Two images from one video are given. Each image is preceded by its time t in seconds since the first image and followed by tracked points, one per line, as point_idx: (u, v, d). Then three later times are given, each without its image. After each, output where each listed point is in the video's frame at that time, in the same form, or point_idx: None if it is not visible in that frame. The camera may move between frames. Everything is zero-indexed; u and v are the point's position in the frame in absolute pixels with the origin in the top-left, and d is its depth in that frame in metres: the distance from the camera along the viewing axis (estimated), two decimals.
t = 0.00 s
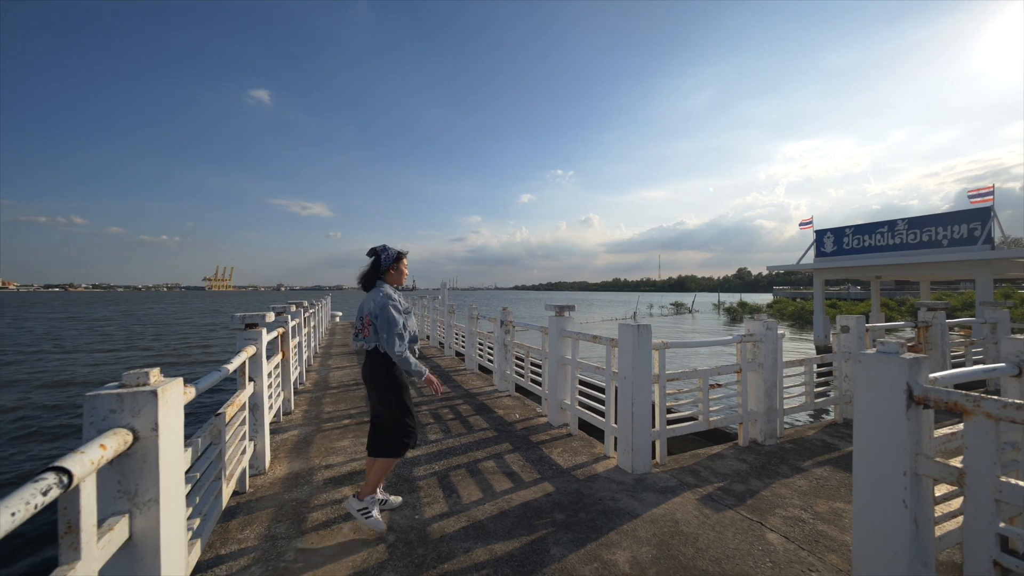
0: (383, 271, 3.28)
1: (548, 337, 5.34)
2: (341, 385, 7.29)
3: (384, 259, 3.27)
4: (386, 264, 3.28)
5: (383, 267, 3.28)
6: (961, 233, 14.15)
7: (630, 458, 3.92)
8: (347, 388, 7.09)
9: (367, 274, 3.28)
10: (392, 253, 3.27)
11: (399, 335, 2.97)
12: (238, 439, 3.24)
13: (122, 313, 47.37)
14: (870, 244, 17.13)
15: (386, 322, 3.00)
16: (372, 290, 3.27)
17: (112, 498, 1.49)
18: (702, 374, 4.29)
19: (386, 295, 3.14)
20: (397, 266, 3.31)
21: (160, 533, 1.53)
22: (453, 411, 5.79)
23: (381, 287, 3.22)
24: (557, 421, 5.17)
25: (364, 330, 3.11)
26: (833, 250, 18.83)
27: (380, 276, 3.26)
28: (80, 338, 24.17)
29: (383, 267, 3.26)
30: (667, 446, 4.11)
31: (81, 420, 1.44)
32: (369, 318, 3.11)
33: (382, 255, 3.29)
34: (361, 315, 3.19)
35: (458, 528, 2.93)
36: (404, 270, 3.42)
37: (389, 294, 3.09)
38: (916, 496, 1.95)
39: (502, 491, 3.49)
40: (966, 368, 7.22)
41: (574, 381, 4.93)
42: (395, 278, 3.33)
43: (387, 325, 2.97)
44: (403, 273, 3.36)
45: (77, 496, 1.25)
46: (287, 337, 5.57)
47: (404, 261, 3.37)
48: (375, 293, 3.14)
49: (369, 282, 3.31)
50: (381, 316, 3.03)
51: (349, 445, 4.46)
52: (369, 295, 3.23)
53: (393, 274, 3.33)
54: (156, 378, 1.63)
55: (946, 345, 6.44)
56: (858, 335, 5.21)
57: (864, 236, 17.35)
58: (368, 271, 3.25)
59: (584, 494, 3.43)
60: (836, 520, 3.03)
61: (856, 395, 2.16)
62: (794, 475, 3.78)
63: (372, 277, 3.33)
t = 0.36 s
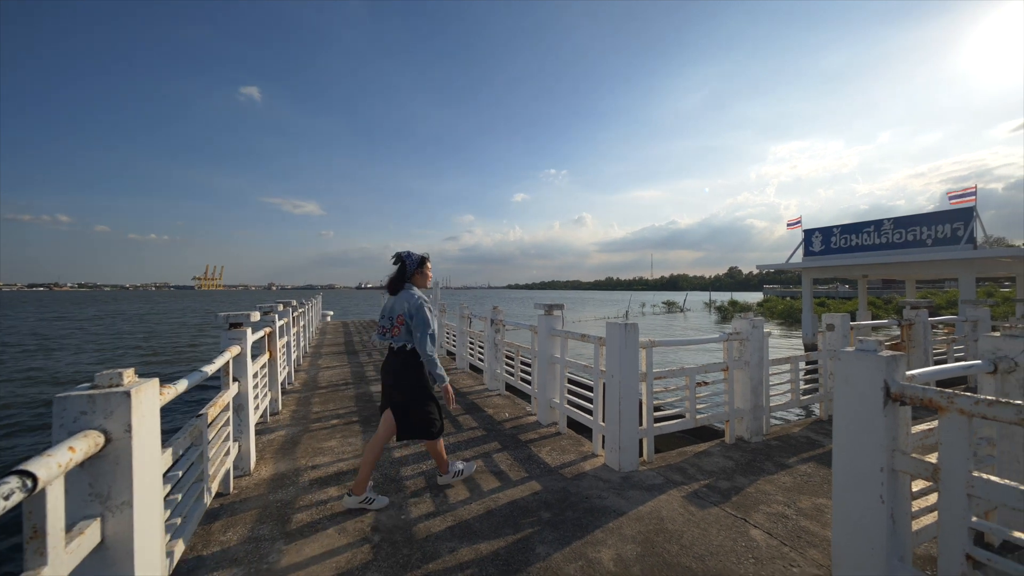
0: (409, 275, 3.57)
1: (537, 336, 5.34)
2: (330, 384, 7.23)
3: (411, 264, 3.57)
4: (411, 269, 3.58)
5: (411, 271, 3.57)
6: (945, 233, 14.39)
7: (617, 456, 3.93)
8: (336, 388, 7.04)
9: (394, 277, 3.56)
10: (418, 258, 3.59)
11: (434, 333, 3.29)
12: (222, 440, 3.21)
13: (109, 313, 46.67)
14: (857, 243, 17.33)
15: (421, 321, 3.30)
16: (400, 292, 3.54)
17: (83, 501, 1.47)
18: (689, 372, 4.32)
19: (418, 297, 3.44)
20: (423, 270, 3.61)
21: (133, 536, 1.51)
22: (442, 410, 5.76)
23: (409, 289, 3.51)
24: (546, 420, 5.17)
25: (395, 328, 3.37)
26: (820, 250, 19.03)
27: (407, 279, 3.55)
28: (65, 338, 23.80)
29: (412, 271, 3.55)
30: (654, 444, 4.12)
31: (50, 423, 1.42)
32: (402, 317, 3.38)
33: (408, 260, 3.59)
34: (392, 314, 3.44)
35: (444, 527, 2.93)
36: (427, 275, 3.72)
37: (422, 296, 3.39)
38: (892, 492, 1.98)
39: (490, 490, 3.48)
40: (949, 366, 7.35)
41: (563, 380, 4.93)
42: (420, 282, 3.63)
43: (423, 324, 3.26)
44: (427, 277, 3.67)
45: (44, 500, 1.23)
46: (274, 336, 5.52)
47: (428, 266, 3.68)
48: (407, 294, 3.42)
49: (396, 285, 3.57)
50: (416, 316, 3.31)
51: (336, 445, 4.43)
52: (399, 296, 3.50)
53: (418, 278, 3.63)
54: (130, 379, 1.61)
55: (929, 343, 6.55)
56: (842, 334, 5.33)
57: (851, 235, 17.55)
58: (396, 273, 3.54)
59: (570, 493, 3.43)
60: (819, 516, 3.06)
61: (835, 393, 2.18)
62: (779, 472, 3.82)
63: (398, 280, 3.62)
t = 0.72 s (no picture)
0: (436, 270, 3.96)
1: (524, 334, 5.35)
2: (317, 384, 7.19)
3: (438, 260, 3.96)
4: (438, 264, 3.98)
5: (438, 267, 3.97)
6: (928, 233, 14.64)
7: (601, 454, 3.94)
8: (323, 387, 7.01)
9: (424, 273, 3.95)
10: (443, 254, 3.99)
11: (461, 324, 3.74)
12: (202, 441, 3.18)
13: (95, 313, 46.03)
14: (842, 242, 17.58)
15: (451, 313, 3.75)
16: (430, 287, 3.97)
17: (47, 505, 1.46)
18: (673, 370, 4.35)
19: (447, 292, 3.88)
20: (448, 265, 4.02)
21: (99, 539, 1.50)
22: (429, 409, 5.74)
23: (438, 284, 3.93)
24: (532, 418, 5.18)
25: (428, 320, 3.81)
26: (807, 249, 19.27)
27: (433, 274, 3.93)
28: (49, 339, 23.42)
29: (439, 266, 3.95)
30: (638, 441, 4.14)
31: (14, 424, 1.41)
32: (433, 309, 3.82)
33: (436, 257, 3.98)
34: (424, 307, 3.85)
35: (426, 527, 2.93)
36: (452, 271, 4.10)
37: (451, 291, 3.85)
38: (862, 488, 2.01)
39: (473, 489, 3.49)
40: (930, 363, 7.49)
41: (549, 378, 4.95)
42: (446, 276, 4.02)
43: (453, 315, 3.69)
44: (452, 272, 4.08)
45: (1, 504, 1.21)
46: (259, 336, 5.48)
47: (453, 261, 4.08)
48: (438, 290, 3.85)
49: (425, 281, 3.96)
50: (447, 308, 3.77)
51: (321, 445, 4.40)
52: (429, 291, 3.93)
53: (445, 273, 4.02)
54: (97, 380, 1.60)
55: (909, 340, 6.67)
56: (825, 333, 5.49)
57: (837, 234, 17.78)
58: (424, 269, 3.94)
59: (553, 491, 3.44)
60: (797, 512, 3.11)
61: (809, 391, 2.21)
62: (760, 468, 3.87)
63: (427, 276, 4.02)
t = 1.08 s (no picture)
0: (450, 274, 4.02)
1: (517, 335, 5.30)
2: (309, 385, 7.12)
3: (452, 265, 4.02)
4: (452, 269, 4.03)
5: (451, 272, 4.04)
6: (925, 233, 14.66)
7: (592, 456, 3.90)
8: (315, 388, 6.94)
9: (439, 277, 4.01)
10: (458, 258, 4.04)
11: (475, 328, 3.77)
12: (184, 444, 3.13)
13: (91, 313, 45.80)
14: (839, 241, 17.56)
15: (465, 317, 3.79)
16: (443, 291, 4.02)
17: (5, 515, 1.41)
18: (665, 371, 4.31)
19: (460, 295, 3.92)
20: (462, 270, 4.07)
21: (59, 549, 1.46)
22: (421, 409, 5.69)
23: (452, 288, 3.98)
24: (524, 419, 5.13)
25: (442, 323, 3.85)
26: (804, 248, 19.24)
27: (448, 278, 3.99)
28: (43, 339, 23.26)
29: (454, 271, 4.02)
30: (630, 443, 4.10)
31: None
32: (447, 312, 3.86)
33: (449, 261, 4.05)
34: (438, 311, 3.90)
35: (411, 531, 2.88)
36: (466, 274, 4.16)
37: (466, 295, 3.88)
38: (851, 494, 1.97)
39: (461, 492, 3.43)
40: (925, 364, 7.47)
41: (541, 379, 4.90)
42: (460, 280, 4.08)
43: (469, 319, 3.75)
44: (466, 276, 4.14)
45: None
46: (249, 336, 5.42)
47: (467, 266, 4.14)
48: (451, 293, 3.89)
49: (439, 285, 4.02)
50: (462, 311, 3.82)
51: (309, 447, 4.34)
52: (443, 295, 3.97)
53: (458, 277, 4.08)
54: (61, 385, 1.56)
55: (904, 340, 6.65)
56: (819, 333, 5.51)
57: (834, 233, 17.75)
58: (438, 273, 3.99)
59: (543, 494, 3.40)
60: (788, 516, 3.07)
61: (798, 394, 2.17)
62: (752, 470, 3.83)
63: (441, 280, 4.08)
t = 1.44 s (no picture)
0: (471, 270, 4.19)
1: (515, 335, 5.09)
2: (302, 387, 6.91)
3: (471, 260, 4.20)
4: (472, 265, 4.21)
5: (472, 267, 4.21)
6: (930, 231, 14.44)
7: (594, 465, 3.68)
8: (308, 390, 6.73)
9: (460, 274, 4.22)
10: (478, 255, 4.22)
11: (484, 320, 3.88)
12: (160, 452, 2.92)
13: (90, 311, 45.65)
14: (843, 240, 17.32)
15: (477, 310, 3.93)
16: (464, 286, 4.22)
17: None
18: (671, 375, 4.10)
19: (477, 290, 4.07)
20: (481, 265, 4.21)
21: None
22: (416, 412, 5.49)
23: (470, 283, 4.15)
24: (522, 423, 4.92)
25: (459, 317, 4.07)
26: (808, 247, 18.99)
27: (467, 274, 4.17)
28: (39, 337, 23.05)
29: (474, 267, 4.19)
30: (633, 450, 3.88)
31: None
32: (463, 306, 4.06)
33: (471, 258, 4.24)
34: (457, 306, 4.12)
35: (399, 549, 2.67)
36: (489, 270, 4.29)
37: (479, 289, 4.01)
38: (887, 517, 1.77)
39: (455, 504, 3.22)
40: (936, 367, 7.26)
41: (540, 382, 4.69)
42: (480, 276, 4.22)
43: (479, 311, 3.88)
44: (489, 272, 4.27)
45: None
46: (236, 337, 5.20)
47: (488, 262, 4.25)
48: (468, 288, 4.07)
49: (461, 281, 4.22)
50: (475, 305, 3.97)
51: (297, 453, 4.13)
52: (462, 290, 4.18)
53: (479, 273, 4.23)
54: None
55: (917, 342, 6.45)
56: (830, 333, 5.33)
57: (838, 232, 17.51)
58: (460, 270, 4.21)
59: (542, 507, 3.18)
60: (805, 532, 2.86)
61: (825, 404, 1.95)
62: (764, 481, 3.62)
63: (464, 276, 4.29)
